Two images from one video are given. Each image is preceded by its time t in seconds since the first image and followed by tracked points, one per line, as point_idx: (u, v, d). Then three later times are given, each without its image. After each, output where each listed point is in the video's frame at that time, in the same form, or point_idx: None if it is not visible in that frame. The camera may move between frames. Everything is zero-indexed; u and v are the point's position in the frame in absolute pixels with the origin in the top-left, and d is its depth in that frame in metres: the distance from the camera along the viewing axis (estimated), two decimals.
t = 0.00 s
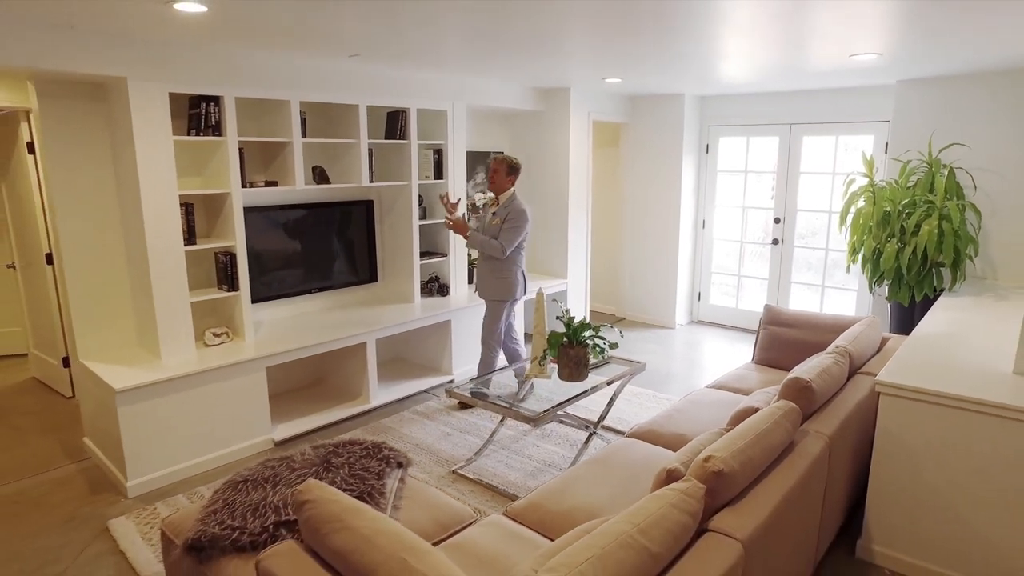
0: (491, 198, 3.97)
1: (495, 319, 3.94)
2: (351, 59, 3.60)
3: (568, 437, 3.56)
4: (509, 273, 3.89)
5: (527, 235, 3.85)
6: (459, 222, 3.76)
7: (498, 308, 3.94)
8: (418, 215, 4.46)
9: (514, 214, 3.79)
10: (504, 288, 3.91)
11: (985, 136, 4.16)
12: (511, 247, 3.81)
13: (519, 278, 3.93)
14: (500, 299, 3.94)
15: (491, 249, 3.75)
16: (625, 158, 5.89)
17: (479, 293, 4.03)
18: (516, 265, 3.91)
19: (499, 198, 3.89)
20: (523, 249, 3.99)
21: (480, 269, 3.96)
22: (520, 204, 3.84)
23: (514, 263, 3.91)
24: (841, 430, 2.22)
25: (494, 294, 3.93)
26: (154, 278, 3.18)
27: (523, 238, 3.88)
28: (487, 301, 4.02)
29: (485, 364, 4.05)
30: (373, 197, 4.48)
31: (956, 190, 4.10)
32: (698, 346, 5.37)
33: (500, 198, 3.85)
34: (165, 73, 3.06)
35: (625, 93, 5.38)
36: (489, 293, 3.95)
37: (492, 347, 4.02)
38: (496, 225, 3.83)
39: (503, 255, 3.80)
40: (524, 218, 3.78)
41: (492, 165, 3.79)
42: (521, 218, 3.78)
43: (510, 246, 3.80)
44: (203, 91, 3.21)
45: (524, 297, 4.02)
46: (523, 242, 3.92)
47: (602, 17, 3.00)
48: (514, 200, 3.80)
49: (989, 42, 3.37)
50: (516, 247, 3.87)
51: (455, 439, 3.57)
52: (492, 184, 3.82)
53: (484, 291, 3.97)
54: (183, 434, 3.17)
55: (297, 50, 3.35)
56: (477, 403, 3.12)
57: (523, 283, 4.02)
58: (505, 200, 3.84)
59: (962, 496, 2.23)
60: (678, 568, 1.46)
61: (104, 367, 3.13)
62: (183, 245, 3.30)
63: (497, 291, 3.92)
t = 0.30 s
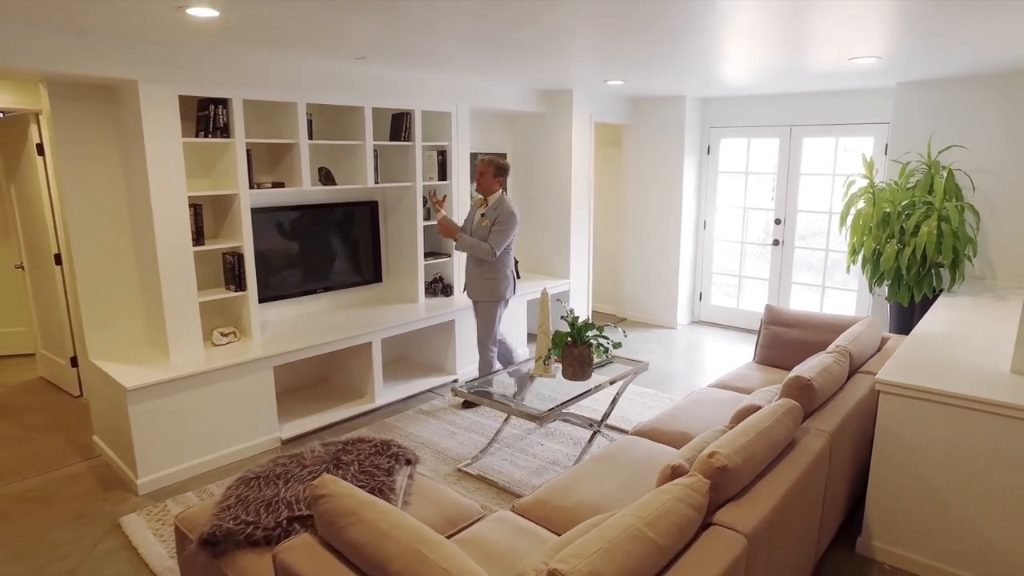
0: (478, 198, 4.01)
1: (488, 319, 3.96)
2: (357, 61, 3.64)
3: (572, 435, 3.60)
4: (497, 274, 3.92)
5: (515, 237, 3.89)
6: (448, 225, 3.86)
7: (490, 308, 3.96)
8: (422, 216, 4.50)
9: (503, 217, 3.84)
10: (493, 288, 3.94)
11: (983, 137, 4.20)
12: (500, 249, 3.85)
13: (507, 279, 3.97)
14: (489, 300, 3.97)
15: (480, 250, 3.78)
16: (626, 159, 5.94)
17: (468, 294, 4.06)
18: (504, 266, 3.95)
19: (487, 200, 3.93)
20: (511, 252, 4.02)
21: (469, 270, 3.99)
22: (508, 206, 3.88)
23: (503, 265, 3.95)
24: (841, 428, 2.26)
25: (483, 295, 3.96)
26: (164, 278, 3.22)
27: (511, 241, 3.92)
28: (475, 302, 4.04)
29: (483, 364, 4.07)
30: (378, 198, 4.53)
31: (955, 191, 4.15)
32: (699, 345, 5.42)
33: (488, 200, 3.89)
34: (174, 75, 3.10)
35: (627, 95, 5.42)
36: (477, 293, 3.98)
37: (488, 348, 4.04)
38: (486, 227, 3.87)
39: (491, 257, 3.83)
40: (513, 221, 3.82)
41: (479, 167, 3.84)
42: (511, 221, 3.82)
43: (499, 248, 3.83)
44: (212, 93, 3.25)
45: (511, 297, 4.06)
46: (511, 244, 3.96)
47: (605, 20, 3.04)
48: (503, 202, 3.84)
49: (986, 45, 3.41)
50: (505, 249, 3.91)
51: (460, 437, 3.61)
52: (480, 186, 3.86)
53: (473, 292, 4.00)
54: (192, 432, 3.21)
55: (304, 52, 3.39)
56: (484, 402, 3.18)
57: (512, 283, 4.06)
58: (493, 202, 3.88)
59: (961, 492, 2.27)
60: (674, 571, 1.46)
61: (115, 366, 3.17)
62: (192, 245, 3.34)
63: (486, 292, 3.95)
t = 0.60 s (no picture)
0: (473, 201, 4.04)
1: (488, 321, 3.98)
2: (363, 66, 3.68)
3: (576, 436, 3.64)
4: (494, 276, 3.95)
5: (512, 238, 3.92)
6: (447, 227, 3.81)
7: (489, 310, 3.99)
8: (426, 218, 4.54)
9: (500, 218, 3.87)
10: (490, 290, 3.98)
11: (982, 141, 4.25)
12: (498, 250, 3.87)
13: (504, 280, 4.00)
14: (486, 301, 4.01)
15: (478, 252, 3.81)
16: (628, 161, 5.98)
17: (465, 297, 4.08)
18: (501, 268, 3.98)
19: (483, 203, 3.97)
20: (508, 253, 4.05)
21: (466, 272, 4.02)
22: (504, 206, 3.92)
23: (500, 266, 3.98)
24: (843, 428, 2.30)
25: (480, 297, 4.00)
26: (173, 280, 3.25)
27: (508, 243, 3.94)
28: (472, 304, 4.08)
29: (485, 366, 4.10)
30: (382, 201, 4.57)
31: (954, 195, 4.17)
32: (701, 347, 5.46)
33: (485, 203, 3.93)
34: (184, 80, 3.14)
35: (629, 98, 5.47)
36: (474, 295, 4.01)
37: (489, 351, 4.06)
38: (483, 230, 3.89)
39: (489, 259, 3.86)
40: (510, 222, 3.85)
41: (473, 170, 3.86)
42: (507, 223, 3.84)
43: (497, 251, 3.86)
44: (221, 98, 3.29)
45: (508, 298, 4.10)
46: (508, 245, 3.98)
47: (609, 26, 3.08)
48: (499, 205, 3.87)
49: (984, 51, 3.46)
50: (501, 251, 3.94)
51: (465, 438, 3.65)
52: (473, 190, 3.90)
53: (470, 294, 4.03)
54: (201, 433, 3.24)
55: (312, 57, 3.43)
56: (489, 402, 3.22)
57: (508, 285, 4.09)
58: (489, 204, 3.91)
59: (962, 490, 2.31)
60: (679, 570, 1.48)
61: (124, 367, 3.20)
62: (200, 248, 3.38)
63: (484, 293, 3.98)
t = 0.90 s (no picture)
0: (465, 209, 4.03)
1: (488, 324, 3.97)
2: (369, 69, 3.71)
3: (580, 436, 3.67)
4: (494, 279, 3.94)
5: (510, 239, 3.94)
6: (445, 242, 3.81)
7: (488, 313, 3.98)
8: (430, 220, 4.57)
9: (498, 220, 3.88)
10: (489, 293, 3.97)
11: (980, 143, 4.29)
12: (499, 253, 3.89)
13: (502, 283, 4.00)
14: (485, 304, 3.99)
15: (481, 257, 3.80)
16: (629, 163, 6.02)
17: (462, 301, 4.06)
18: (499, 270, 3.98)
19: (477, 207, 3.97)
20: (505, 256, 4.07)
21: (462, 277, 3.97)
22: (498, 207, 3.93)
23: (498, 269, 3.98)
24: (846, 427, 2.33)
25: (479, 301, 3.98)
26: (179, 282, 3.27)
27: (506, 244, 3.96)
28: (470, 307, 4.06)
29: (489, 367, 4.12)
30: (385, 203, 4.59)
31: (953, 197, 4.22)
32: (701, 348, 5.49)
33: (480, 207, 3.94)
34: (191, 83, 3.17)
35: (630, 101, 5.50)
36: (473, 299, 3.99)
37: (490, 351, 4.07)
38: (482, 233, 3.89)
39: (490, 262, 3.86)
40: (508, 223, 3.87)
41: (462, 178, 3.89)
42: (507, 224, 3.86)
43: (498, 253, 3.87)
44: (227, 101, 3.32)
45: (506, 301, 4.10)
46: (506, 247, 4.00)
47: (613, 30, 3.12)
48: (494, 207, 3.88)
49: (982, 55, 3.50)
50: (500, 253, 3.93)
51: (470, 438, 3.67)
52: (465, 197, 3.92)
53: (468, 298, 4.01)
54: (207, 433, 3.26)
55: (317, 60, 3.46)
56: (495, 402, 3.25)
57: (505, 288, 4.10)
58: (484, 208, 3.92)
59: (963, 489, 2.34)
60: (685, 569, 1.49)
61: (130, 368, 3.22)
62: (206, 250, 3.40)
63: (482, 297, 3.97)
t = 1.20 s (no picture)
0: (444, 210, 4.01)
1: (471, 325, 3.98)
2: (369, 73, 3.75)
3: (578, 437, 3.70)
4: (479, 282, 3.94)
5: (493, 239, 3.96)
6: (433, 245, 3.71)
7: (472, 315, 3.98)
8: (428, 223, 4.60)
9: (479, 221, 3.89)
10: (473, 297, 3.95)
11: (971, 146, 4.36)
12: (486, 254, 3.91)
13: (485, 286, 3.99)
14: (471, 308, 3.97)
15: (471, 259, 3.79)
16: (626, 167, 6.07)
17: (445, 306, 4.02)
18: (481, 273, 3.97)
19: (458, 209, 3.97)
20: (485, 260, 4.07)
21: (447, 282, 3.94)
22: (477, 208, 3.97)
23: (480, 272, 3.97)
24: (843, 425, 2.37)
25: (463, 305, 3.95)
26: (180, 284, 3.28)
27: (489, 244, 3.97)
28: (454, 312, 4.03)
29: (482, 369, 4.12)
30: (385, 206, 4.62)
31: (945, 199, 4.28)
32: (698, 350, 5.53)
33: (462, 209, 3.95)
34: (193, 87, 3.19)
35: (627, 106, 5.56)
36: (456, 304, 3.96)
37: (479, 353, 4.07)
38: (467, 236, 3.88)
39: (479, 263, 3.87)
40: (489, 222, 3.88)
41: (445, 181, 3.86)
42: (488, 224, 3.88)
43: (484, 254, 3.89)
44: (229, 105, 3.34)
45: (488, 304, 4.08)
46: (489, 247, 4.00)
47: (610, 34, 3.16)
48: (475, 208, 3.91)
49: (973, 59, 3.57)
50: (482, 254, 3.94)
51: (469, 439, 3.70)
52: (450, 198, 3.91)
53: (452, 302, 3.97)
54: (209, 435, 3.27)
55: (318, 64, 3.49)
56: (495, 403, 3.28)
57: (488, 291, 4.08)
58: (465, 210, 3.94)
59: (958, 485, 2.38)
60: (678, 570, 1.49)
61: (132, 370, 3.23)
62: (208, 252, 3.42)
63: (466, 301, 3.94)
